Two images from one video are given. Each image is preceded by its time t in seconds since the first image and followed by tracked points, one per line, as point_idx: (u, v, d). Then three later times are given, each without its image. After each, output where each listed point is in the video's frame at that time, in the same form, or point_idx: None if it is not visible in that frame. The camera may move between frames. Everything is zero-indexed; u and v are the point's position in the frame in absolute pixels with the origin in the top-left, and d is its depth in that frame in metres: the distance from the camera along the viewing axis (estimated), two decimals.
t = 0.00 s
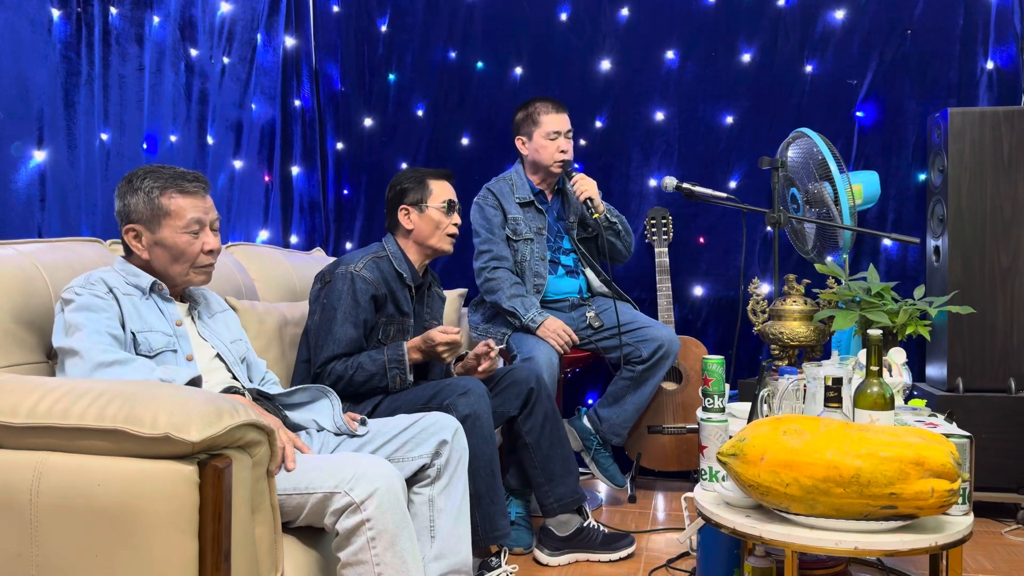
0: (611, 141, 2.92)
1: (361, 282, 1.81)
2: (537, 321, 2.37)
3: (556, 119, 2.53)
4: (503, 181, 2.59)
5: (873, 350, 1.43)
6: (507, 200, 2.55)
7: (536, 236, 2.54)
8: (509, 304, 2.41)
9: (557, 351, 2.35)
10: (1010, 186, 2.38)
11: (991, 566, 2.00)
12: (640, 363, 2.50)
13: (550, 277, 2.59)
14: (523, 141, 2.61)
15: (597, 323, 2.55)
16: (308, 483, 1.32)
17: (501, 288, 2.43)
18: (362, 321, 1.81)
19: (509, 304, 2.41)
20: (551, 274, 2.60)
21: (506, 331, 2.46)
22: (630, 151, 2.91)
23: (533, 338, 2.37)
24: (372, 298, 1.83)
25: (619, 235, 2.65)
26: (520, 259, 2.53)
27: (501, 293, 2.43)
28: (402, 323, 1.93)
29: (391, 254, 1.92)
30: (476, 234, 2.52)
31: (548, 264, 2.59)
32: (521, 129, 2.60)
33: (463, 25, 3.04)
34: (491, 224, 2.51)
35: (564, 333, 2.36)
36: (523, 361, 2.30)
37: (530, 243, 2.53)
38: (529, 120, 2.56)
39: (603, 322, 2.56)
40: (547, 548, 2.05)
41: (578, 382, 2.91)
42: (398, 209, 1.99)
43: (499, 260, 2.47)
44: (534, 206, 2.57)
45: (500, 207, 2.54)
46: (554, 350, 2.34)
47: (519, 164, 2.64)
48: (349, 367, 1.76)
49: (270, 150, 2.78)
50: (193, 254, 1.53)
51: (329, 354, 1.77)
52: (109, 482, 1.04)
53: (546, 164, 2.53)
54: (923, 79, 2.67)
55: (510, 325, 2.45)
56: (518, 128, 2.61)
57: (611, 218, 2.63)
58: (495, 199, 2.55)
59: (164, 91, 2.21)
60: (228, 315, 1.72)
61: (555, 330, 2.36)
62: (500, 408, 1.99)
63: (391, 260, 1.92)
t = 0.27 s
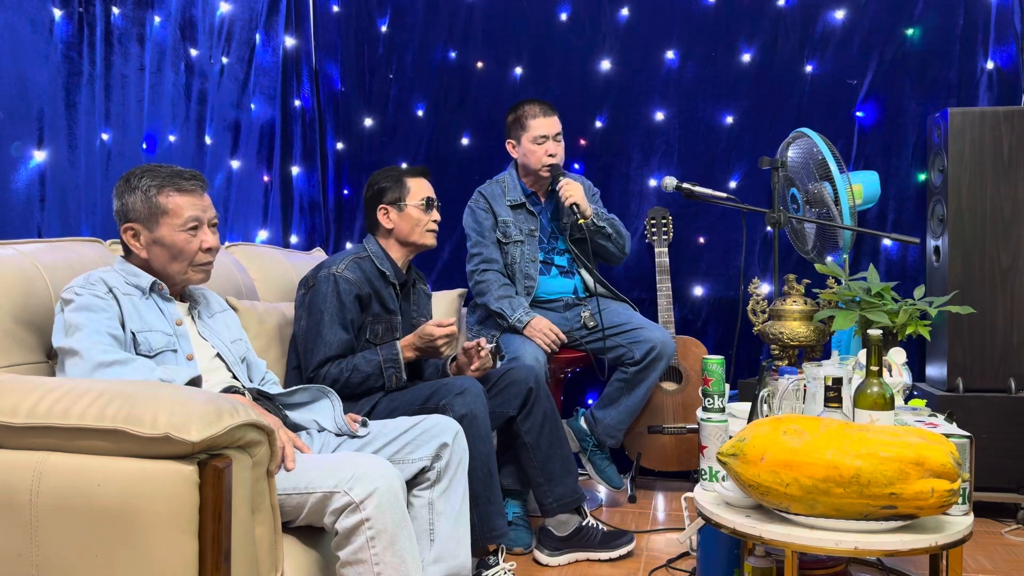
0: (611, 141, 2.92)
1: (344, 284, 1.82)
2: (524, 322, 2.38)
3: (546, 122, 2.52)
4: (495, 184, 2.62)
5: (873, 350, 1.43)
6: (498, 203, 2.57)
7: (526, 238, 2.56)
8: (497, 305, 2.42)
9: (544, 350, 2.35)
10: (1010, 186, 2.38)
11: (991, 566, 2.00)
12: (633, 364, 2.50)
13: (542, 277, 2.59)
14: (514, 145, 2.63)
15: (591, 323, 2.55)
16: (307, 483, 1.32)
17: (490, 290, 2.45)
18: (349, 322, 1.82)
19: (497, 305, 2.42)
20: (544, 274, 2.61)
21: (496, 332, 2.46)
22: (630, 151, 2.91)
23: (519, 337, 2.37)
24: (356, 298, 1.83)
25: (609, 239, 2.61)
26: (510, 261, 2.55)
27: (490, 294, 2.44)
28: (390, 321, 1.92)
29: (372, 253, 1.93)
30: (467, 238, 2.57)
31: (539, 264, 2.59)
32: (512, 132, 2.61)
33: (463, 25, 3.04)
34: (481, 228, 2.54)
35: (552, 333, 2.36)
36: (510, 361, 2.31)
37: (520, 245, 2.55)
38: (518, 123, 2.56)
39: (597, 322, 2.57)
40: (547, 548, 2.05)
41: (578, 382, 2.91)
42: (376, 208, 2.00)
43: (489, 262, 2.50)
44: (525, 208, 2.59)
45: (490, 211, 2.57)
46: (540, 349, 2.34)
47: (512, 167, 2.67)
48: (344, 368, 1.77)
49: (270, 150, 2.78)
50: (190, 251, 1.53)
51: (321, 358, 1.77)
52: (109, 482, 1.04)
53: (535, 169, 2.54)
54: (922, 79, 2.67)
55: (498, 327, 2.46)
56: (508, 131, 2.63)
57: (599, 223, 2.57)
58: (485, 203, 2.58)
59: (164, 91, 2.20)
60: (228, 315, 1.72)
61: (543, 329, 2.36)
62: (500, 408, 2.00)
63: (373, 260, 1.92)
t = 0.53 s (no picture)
0: (611, 141, 2.92)
1: (325, 288, 1.82)
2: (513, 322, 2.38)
3: (536, 122, 2.52)
4: (490, 185, 2.65)
5: (873, 350, 1.43)
6: (491, 204, 2.60)
7: (520, 238, 2.58)
8: (487, 305, 2.43)
9: (532, 350, 2.35)
10: (1010, 186, 2.38)
11: (991, 566, 2.00)
12: (625, 365, 2.49)
13: (536, 278, 2.60)
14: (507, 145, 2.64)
15: (585, 324, 2.56)
16: (308, 483, 1.32)
17: (481, 291, 2.47)
18: (334, 325, 1.82)
19: (487, 305, 2.43)
20: (538, 274, 2.61)
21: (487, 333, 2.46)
22: (630, 151, 2.91)
23: (508, 337, 2.37)
24: (339, 301, 1.83)
25: (603, 239, 2.59)
26: (502, 262, 2.57)
27: (481, 295, 2.46)
28: (376, 320, 1.93)
29: (350, 255, 1.93)
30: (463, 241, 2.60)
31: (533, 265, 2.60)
32: (505, 133, 2.62)
33: (463, 25, 3.04)
34: (475, 229, 2.57)
35: (539, 332, 2.36)
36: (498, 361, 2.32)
37: (513, 245, 2.57)
38: (509, 125, 2.57)
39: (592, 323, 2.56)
40: (547, 548, 2.05)
41: (578, 382, 2.91)
42: (346, 216, 2.01)
43: (481, 263, 2.52)
44: (518, 209, 2.61)
45: (483, 212, 2.60)
46: (529, 349, 2.34)
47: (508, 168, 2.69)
48: (336, 373, 1.77)
49: (270, 149, 2.78)
50: (185, 245, 1.53)
51: (311, 365, 1.77)
52: (109, 482, 1.04)
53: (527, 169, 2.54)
54: (922, 79, 2.67)
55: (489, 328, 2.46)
56: (502, 132, 2.63)
57: (590, 223, 2.56)
58: (479, 204, 2.61)
59: (164, 91, 2.20)
60: (228, 314, 1.72)
61: (530, 329, 2.35)
62: (500, 407, 1.99)
63: (351, 262, 1.92)
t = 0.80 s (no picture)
0: (611, 141, 2.92)
1: (308, 289, 1.82)
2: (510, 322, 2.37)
3: (538, 121, 2.53)
4: (490, 186, 2.65)
5: (873, 350, 1.43)
6: (492, 204, 2.60)
7: (519, 238, 2.58)
8: (486, 305, 2.42)
9: (531, 349, 2.35)
10: (1010, 186, 2.38)
11: (991, 566, 1.99)
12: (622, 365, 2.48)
13: (534, 278, 2.60)
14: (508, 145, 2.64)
15: (584, 324, 2.54)
16: (307, 482, 1.33)
17: (481, 289, 2.46)
18: (321, 325, 1.82)
19: (486, 304, 2.42)
20: (536, 274, 2.61)
21: (486, 333, 2.45)
22: (630, 151, 2.91)
23: (505, 337, 2.37)
24: (324, 301, 1.83)
25: (604, 238, 2.59)
26: (502, 261, 2.57)
27: (480, 294, 2.45)
28: (364, 316, 1.93)
29: (331, 255, 1.93)
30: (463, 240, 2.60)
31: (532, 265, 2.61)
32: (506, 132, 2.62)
33: (463, 25, 3.04)
34: (475, 228, 2.57)
35: (537, 331, 2.36)
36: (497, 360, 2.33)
37: (512, 245, 2.57)
38: (511, 124, 2.57)
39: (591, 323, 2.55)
40: (547, 548, 2.05)
41: (578, 382, 2.91)
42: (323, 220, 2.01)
43: (481, 262, 2.52)
44: (518, 209, 2.61)
45: (484, 212, 2.60)
46: (528, 348, 2.34)
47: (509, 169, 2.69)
48: (326, 369, 1.77)
49: (270, 150, 2.78)
50: (185, 243, 1.53)
51: (302, 366, 1.77)
52: (110, 482, 1.04)
53: (529, 168, 2.54)
54: (923, 79, 2.67)
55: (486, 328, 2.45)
56: (504, 131, 2.64)
57: (590, 222, 2.55)
58: (480, 203, 2.61)
59: (163, 91, 2.20)
60: (227, 313, 1.72)
61: (529, 328, 2.35)
62: (500, 406, 1.99)
63: (333, 262, 1.92)
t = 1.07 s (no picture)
0: (611, 141, 2.92)
1: (298, 293, 1.81)
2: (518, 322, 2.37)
3: (547, 119, 2.53)
4: (496, 183, 2.64)
5: (873, 350, 1.43)
6: (498, 203, 2.60)
7: (525, 237, 2.58)
8: (493, 304, 2.42)
9: (539, 350, 2.34)
10: (1010, 186, 2.38)
11: (992, 566, 1.99)
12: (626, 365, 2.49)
13: (539, 277, 2.60)
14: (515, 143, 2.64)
15: (586, 324, 2.54)
16: (307, 481, 1.33)
17: (487, 289, 2.47)
18: (313, 329, 1.81)
19: (493, 304, 2.43)
20: (541, 274, 2.60)
21: (492, 332, 2.46)
22: (630, 151, 2.91)
23: (514, 337, 2.37)
24: (315, 305, 1.82)
25: (610, 238, 2.61)
26: (508, 260, 2.57)
27: (486, 293, 2.46)
28: (357, 318, 1.92)
29: (321, 258, 1.92)
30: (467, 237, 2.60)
31: (537, 265, 2.60)
32: (513, 130, 2.62)
33: (463, 25, 3.04)
34: (481, 226, 2.57)
35: (545, 332, 2.35)
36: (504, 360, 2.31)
37: (519, 244, 2.57)
38: (519, 121, 2.57)
39: (593, 323, 2.55)
40: (547, 548, 2.05)
41: (578, 382, 2.91)
42: (311, 222, 2.01)
43: (487, 261, 2.52)
44: (524, 207, 2.61)
45: (490, 210, 2.59)
46: (535, 349, 2.33)
47: (514, 167, 2.68)
48: (320, 374, 1.77)
49: (270, 150, 2.78)
50: (185, 244, 1.53)
51: (296, 371, 1.77)
52: (109, 482, 1.04)
53: (537, 166, 2.55)
54: (923, 79, 2.67)
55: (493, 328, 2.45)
56: (510, 129, 2.64)
57: (599, 222, 2.57)
58: (485, 202, 2.61)
59: (162, 91, 2.20)
60: (227, 314, 1.72)
61: (537, 329, 2.35)
62: (500, 404, 1.99)
63: (324, 264, 1.91)
